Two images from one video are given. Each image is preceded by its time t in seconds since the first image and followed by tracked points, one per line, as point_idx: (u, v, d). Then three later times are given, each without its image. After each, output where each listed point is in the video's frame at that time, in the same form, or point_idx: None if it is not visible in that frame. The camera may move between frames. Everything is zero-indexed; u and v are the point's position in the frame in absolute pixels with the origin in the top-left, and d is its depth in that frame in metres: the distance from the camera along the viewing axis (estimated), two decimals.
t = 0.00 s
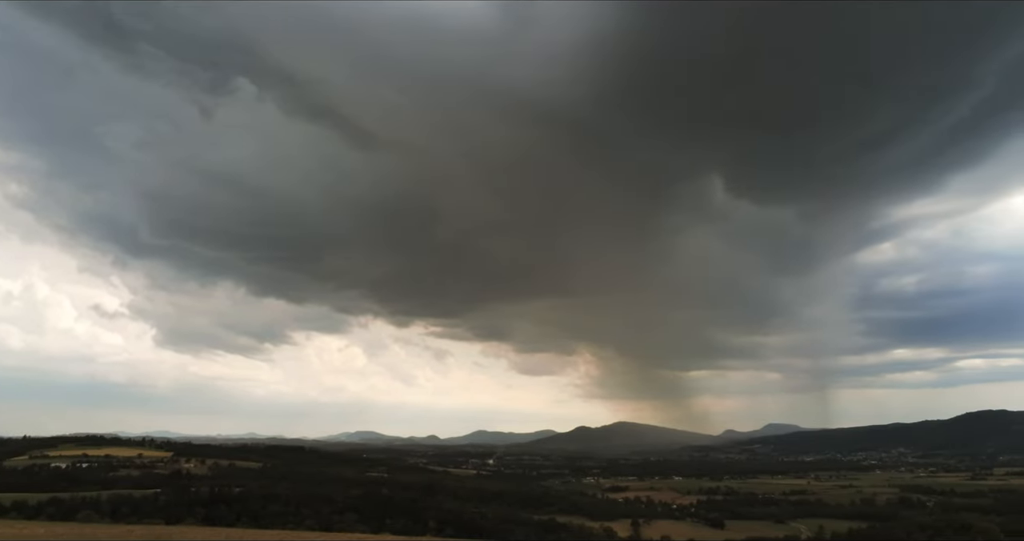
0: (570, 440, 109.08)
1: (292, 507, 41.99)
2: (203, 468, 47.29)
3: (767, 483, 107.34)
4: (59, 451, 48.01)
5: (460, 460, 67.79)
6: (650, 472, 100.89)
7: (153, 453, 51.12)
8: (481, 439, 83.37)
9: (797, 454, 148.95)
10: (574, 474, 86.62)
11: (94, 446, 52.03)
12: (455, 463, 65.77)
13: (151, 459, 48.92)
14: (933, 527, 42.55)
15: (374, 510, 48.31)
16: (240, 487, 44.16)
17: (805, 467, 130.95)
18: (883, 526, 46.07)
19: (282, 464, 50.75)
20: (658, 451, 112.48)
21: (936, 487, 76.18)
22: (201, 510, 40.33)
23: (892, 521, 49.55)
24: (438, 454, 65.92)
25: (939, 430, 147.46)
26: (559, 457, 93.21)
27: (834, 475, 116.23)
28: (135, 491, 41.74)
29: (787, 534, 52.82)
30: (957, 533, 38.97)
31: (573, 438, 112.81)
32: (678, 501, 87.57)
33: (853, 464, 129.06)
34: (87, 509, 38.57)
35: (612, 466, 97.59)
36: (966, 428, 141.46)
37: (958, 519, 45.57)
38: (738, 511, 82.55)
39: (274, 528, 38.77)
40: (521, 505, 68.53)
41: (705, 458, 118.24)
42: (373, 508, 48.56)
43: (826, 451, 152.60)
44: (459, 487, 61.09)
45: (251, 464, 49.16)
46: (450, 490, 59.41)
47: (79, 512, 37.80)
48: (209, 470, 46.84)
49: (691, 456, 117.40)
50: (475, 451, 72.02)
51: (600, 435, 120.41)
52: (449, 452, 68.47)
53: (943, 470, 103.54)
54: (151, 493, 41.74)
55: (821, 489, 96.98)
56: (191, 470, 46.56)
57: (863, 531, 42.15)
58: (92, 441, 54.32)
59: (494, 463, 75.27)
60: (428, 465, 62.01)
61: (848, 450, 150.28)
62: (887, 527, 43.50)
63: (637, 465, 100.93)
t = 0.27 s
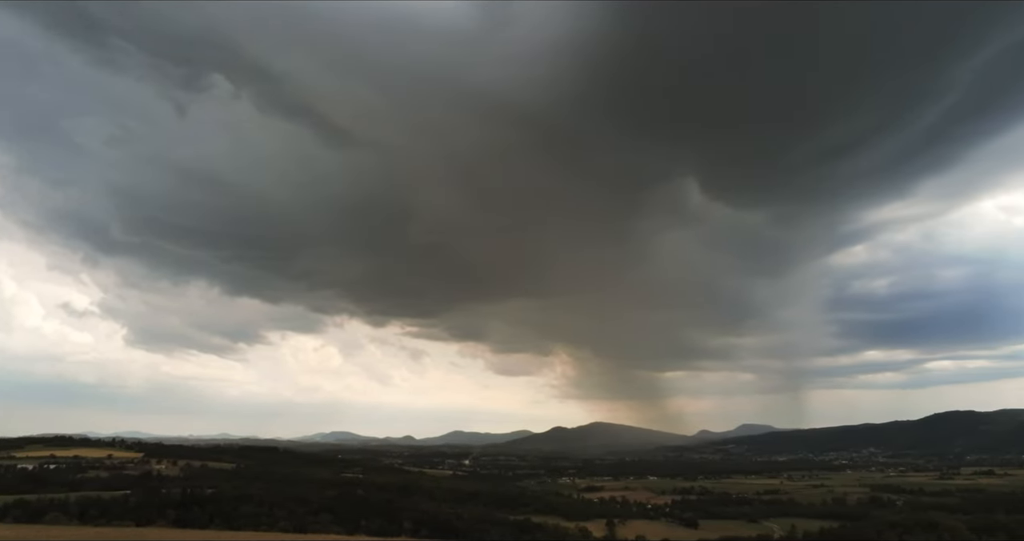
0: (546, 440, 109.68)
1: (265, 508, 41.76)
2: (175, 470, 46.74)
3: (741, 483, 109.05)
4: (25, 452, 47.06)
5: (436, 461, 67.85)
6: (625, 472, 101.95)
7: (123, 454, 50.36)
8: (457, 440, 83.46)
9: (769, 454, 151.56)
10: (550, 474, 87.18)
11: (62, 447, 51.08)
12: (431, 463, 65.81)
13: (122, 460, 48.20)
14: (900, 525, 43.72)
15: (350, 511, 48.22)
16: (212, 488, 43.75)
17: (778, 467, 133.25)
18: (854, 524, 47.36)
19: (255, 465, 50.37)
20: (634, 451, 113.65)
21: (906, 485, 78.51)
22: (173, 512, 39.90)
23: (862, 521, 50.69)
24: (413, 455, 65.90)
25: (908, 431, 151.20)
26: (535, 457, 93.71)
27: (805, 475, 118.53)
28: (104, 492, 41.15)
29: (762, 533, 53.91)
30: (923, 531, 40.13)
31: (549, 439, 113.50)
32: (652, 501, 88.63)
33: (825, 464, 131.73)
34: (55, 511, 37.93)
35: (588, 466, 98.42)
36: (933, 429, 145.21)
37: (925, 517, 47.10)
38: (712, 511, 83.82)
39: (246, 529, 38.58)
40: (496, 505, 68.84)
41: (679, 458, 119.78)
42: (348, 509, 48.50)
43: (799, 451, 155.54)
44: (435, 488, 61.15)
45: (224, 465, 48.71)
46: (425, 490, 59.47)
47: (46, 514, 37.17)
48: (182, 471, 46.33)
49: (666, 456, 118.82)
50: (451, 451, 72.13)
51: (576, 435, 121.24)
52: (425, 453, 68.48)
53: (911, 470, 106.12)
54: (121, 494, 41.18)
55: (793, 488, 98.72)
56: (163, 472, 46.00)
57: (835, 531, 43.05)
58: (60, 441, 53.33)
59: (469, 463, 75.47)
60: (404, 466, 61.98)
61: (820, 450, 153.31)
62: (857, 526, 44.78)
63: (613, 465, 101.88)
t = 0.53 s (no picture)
0: (518, 441, 110.26)
1: (234, 510, 41.45)
2: (140, 471, 46.07)
3: (710, 483, 110.94)
4: None
5: (408, 461, 67.85)
6: (596, 472, 103.02)
7: (87, 454, 49.43)
8: (429, 440, 83.46)
9: (738, 454, 154.42)
10: (522, 475, 87.73)
11: (23, 448, 49.93)
12: (402, 464, 65.79)
13: (85, 461, 47.33)
14: (864, 524, 45.10)
15: (320, 512, 48.05)
16: (179, 490, 43.25)
17: (747, 467, 135.83)
18: (820, 523, 48.75)
19: (224, 466, 49.87)
20: (605, 452, 114.90)
21: (871, 485, 80.91)
22: (138, 514, 39.38)
23: (829, 520, 52.15)
24: (385, 455, 65.80)
25: (873, 432, 155.39)
26: (507, 458, 94.17)
27: (773, 474, 121.07)
28: (67, 494, 40.43)
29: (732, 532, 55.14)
30: (885, 530, 41.49)
31: (521, 439, 114.13)
32: (623, 501, 89.77)
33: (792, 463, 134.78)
34: (15, 514, 37.16)
35: (560, 466, 99.26)
36: (897, 429, 149.44)
37: (889, 516, 48.76)
38: (682, 511, 85.21)
39: (214, 531, 38.27)
40: (467, 505, 69.12)
41: (650, 458, 121.39)
42: (318, 510, 48.34)
43: (767, 451, 158.77)
44: (407, 489, 61.20)
45: (192, 466, 48.14)
46: (396, 491, 59.48)
47: (6, 516, 36.40)
48: (148, 473, 45.68)
49: (637, 456, 120.34)
50: (422, 452, 72.16)
51: (549, 435, 122.06)
52: (396, 453, 68.43)
53: (875, 470, 109.14)
54: (84, 496, 40.50)
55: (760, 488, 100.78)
56: (128, 473, 45.31)
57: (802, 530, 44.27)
58: (21, 442, 52.11)
59: (441, 464, 75.59)
60: (375, 467, 61.87)
61: (787, 450, 156.68)
62: (824, 525, 46.15)
63: (585, 466, 102.87)
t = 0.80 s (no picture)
0: (494, 441, 110.52)
1: (206, 511, 41.09)
2: (110, 472, 45.37)
3: (684, 482, 112.37)
4: None
5: (383, 462, 67.70)
6: (572, 472, 103.79)
7: (54, 455, 48.50)
8: (404, 441, 83.28)
9: (712, 454, 156.65)
10: (497, 475, 88.03)
11: None
12: (376, 464, 65.61)
13: (52, 462, 46.44)
14: (836, 522, 46.53)
15: (293, 513, 47.80)
16: (150, 491, 42.71)
17: (720, 467, 137.95)
18: (794, 522, 49.99)
19: (196, 467, 49.32)
20: (580, 452, 115.75)
21: (842, 484, 82.76)
22: (107, 515, 38.82)
23: (800, 519, 53.33)
24: (359, 456, 65.54)
25: (843, 432, 158.94)
26: (482, 458, 94.35)
27: (745, 474, 123.10)
28: (33, 496, 39.69)
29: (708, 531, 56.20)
30: (855, 529, 42.64)
31: (497, 439, 114.47)
32: (598, 501, 90.62)
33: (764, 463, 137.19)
34: None
35: (535, 466, 99.82)
36: (866, 430, 152.95)
37: (860, 515, 50.27)
38: (656, 510, 86.26)
39: (185, 533, 37.90)
40: (443, 505, 69.20)
41: (624, 458, 122.59)
42: (292, 511, 48.12)
43: (740, 451, 161.38)
44: (381, 489, 61.12)
45: (163, 467, 47.55)
46: (370, 492, 59.31)
47: None
48: (117, 474, 45.01)
49: (612, 456, 121.44)
50: (398, 452, 72.01)
51: (525, 436, 122.56)
52: (371, 454, 68.22)
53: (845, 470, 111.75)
54: (51, 498, 39.80)
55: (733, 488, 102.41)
56: (97, 474, 44.60)
57: (775, 529, 45.09)
58: None
59: (416, 464, 75.51)
60: (350, 467, 61.66)
61: (760, 450, 159.29)
62: (797, 524, 47.33)
63: (560, 466, 103.53)
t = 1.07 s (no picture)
0: (470, 441, 110.77)
1: (176, 512, 40.70)
2: (78, 473, 44.67)
3: (658, 482, 113.78)
4: None
5: (357, 462, 67.50)
6: (547, 472, 104.50)
7: (19, 456, 47.56)
8: (379, 441, 83.07)
9: (686, 454, 158.82)
10: (473, 475, 88.28)
11: None
12: (351, 465, 65.41)
13: (17, 462, 45.54)
14: (807, 522, 47.67)
15: (266, 514, 47.50)
16: (119, 492, 42.16)
17: (693, 466, 139.99)
18: (767, 522, 51.08)
19: (167, 468, 48.78)
20: (556, 452, 116.57)
21: (813, 484, 84.60)
22: (75, 517, 38.26)
23: (773, 518, 54.36)
24: (334, 456, 65.28)
25: (814, 432, 162.11)
26: (458, 458, 94.52)
27: (718, 474, 125.12)
28: None
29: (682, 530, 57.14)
30: (825, 528, 43.66)
31: (474, 439, 114.68)
32: (573, 501, 91.40)
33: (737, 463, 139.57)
34: None
35: (511, 466, 100.24)
36: (836, 430, 156.43)
37: (831, 514, 51.61)
38: (631, 510, 87.26)
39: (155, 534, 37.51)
40: (417, 506, 69.24)
41: (600, 458, 123.78)
42: (265, 512, 47.84)
43: (714, 451, 163.71)
44: (356, 490, 60.97)
45: (133, 468, 46.95)
46: (345, 492, 59.16)
47: None
48: (86, 474, 44.35)
49: (587, 456, 122.52)
50: (372, 452, 71.88)
51: (501, 436, 123.02)
52: (346, 454, 67.99)
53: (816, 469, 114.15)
54: (17, 499, 39.10)
55: (706, 487, 103.90)
56: (65, 475, 43.88)
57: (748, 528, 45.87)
58: None
59: (391, 464, 75.43)
60: (324, 468, 61.40)
61: (733, 450, 161.93)
62: (770, 524, 48.41)
63: (536, 466, 104.17)
